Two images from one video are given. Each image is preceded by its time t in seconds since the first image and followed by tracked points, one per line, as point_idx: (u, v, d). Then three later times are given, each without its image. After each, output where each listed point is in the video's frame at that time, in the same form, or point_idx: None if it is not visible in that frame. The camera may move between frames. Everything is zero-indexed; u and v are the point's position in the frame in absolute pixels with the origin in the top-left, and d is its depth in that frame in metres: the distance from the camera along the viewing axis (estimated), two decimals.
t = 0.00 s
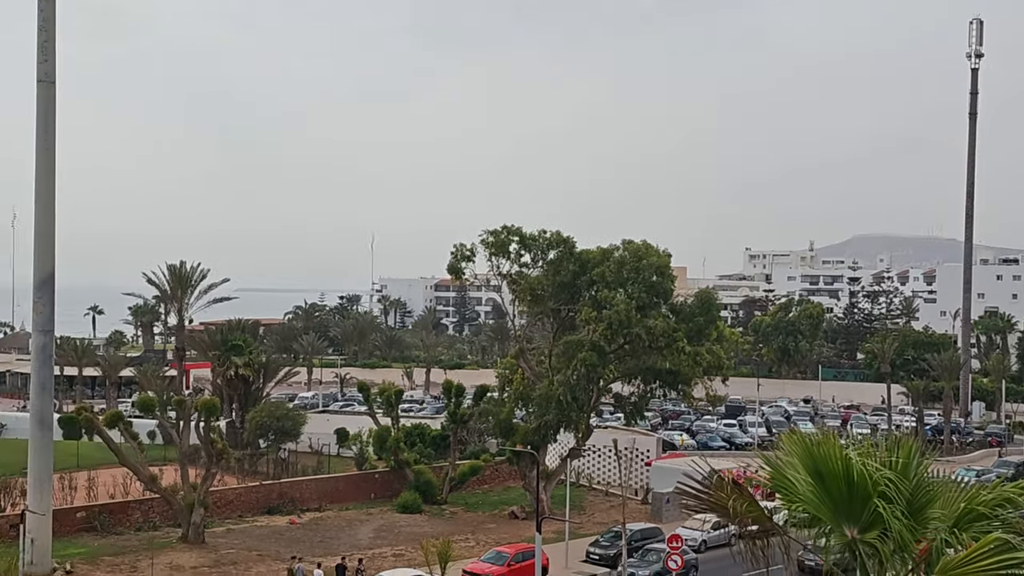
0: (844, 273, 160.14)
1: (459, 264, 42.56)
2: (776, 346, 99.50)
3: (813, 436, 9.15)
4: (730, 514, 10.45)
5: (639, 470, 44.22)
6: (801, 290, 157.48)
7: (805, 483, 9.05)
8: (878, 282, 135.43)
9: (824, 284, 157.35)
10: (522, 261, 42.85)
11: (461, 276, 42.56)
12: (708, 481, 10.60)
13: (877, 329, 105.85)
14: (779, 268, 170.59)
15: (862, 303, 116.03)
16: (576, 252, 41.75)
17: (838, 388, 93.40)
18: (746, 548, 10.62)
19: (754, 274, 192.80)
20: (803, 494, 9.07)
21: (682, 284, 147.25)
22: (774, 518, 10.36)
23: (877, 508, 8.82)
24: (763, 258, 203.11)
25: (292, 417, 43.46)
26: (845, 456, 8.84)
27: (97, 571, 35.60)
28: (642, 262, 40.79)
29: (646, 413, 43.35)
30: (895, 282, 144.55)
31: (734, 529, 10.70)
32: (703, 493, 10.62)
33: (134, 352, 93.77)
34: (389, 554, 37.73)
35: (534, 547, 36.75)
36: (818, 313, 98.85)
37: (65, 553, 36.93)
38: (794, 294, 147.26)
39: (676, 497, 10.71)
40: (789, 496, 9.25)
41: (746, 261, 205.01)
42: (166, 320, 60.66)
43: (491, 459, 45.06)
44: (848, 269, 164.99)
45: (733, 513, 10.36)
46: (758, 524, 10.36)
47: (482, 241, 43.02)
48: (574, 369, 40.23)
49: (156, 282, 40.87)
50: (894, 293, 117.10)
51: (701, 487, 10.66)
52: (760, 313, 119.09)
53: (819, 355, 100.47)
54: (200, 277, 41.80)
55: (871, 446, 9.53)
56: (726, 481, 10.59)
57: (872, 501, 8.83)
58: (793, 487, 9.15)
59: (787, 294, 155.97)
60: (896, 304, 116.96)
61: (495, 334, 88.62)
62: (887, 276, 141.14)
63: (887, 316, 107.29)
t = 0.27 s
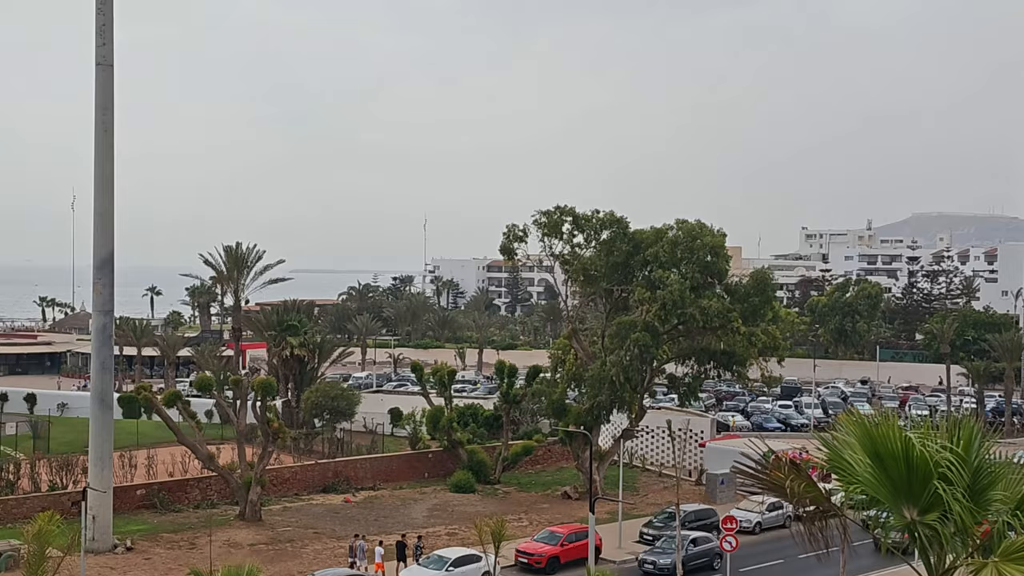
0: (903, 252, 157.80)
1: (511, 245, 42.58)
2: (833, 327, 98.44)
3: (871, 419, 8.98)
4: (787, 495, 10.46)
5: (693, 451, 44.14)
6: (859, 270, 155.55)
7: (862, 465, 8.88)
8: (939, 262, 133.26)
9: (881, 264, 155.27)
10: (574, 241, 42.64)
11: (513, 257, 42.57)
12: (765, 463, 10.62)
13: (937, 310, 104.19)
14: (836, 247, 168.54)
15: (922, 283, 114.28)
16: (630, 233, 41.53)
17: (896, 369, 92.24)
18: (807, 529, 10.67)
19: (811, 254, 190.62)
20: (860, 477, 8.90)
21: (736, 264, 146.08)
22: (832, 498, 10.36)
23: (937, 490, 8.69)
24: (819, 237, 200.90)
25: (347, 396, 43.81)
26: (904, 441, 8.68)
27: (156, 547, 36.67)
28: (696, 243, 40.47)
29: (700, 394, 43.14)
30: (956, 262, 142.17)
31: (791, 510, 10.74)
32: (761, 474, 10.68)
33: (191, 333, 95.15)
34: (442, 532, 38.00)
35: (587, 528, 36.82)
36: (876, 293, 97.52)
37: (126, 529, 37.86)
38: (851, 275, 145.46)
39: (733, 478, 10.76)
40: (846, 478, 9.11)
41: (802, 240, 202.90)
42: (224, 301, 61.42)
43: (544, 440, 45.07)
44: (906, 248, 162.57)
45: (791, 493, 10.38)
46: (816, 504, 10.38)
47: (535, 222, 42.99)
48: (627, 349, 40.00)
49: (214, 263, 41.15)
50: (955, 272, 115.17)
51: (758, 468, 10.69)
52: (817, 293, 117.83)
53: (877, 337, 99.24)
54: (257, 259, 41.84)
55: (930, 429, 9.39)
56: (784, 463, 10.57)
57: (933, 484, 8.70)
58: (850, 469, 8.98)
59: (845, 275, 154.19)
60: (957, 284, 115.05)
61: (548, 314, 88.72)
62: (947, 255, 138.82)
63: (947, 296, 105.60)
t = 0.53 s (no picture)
0: (959, 236, 155.38)
1: (561, 230, 42.48)
2: (887, 312, 97.28)
3: (926, 402, 7.91)
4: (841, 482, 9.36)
5: (744, 437, 43.89)
6: (915, 254, 153.48)
7: (918, 451, 7.81)
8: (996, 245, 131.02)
9: (937, 248, 153.05)
10: (624, 225, 42.52)
11: (563, 242, 42.49)
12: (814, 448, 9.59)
13: (994, 294, 102.48)
14: (891, 232, 166.32)
15: (979, 267, 112.44)
16: (681, 217, 41.43)
17: (952, 354, 90.95)
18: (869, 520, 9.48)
19: (865, 238, 188.34)
20: (915, 462, 7.84)
21: (789, 248, 144.68)
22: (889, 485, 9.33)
23: (997, 478, 7.61)
24: (873, 221, 198.53)
25: (396, 380, 44.03)
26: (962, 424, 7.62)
27: (211, 528, 37.22)
28: (748, 227, 40.19)
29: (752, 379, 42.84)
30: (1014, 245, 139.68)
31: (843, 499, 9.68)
32: (811, 460, 9.67)
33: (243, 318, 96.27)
34: (492, 516, 38.14)
35: (637, 512, 36.77)
36: (932, 277, 96.11)
37: (181, 510, 38.41)
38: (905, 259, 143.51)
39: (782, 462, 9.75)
40: (900, 464, 8.06)
41: (856, 224, 200.60)
42: (276, 285, 61.99)
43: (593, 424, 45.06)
44: (962, 232, 160.01)
45: (845, 480, 9.28)
46: (873, 491, 9.32)
47: (585, 206, 42.75)
48: (678, 333, 39.84)
49: (266, 248, 41.39)
50: (1014, 256, 113.16)
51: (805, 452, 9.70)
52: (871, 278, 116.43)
53: (934, 322, 97.85)
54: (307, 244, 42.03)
55: (993, 415, 8.29)
56: (839, 446, 9.46)
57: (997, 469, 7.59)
58: (904, 455, 7.93)
59: (901, 259, 152.24)
60: (1015, 269, 113.06)
61: (596, 299, 88.66)
62: (1006, 239, 136.44)
63: (1006, 281, 103.82)
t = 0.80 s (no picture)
0: None
1: (608, 214, 40.81)
2: (952, 300, 94.30)
3: (998, 394, 7.81)
4: (907, 475, 10.21)
5: (800, 431, 42.09)
6: (981, 241, 149.44)
7: (988, 446, 7.71)
8: None
9: (1005, 233, 148.76)
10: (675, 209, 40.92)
11: (610, 227, 40.77)
12: (879, 443, 10.32)
13: None
14: (951, 217, 162.18)
15: None
16: (734, 200, 39.65)
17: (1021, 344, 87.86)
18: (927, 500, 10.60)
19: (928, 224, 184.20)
20: (986, 457, 7.77)
21: (846, 234, 141.44)
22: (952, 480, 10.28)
23: None
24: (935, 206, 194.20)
25: (437, 371, 42.65)
26: None
27: (248, 522, 36.09)
28: (805, 210, 38.36)
29: (808, 370, 40.98)
30: None
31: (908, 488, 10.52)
32: (874, 454, 10.36)
33: (283, 306, 95.41)
34: (537, 512, 36.66)
35: (688, 508, 35.13)
36: (999, 263, 92.93)
37: (217, 504, 37.35)
38: (968, 246, 139.57)
39: (845, 458, 10.48)
40: (972, 457, 8.02)
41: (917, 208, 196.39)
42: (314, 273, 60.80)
43: (641, 417, 43.41)
44: None
45: (911, 474, 10.13)
46: (935, 485, 10.21)
47: (633, 189, 41.19)
48: (731, 322, 38.15)
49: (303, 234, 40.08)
50: None
51: (869, 448, 10.38)
52: (931, 265, 113.09)
53: (1000, 310, 94.66)
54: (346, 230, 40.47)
55: None
56: (902, 441, 10.28)
57: None
58: (974, 448, 7.87)
59: (964, 244, 148.37)
60: None
61: (645, 287, 86.92)
62: None
63: None
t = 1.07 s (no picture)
0: None
1: (659, 204, 39.31)
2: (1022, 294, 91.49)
3: None
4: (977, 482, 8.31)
5: (861, 431, 40.36)
6: None
7: None
8: None
9: None
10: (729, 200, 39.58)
11: (662, 218, 39.23)
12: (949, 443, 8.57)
13: None
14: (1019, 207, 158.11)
15: None
16: (792, 190, 38.09)
17: None
18: (1002, 526, 8.75)
19: (998, 212, 180.49)
20: None
21: (912, 225, 138.51)
22: None
23: None
24: (1008, 194, 190.52)
25: (482, 367, 40.65)
26: None
27: (288, 522, 34.98)
28: (866, 200, 36.64)
29: (870, 368, 39.21)
30: None
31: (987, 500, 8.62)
32: (937, 457, 8.46)
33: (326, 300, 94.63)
34: (586, 514, 35.22)
35: (744, 511, 33.57)
36: None
37: (257, 503, 36.30)
38: None
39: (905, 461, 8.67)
40: None
41: (988, 195, 193.20)
42: (356, 267, 59.65)
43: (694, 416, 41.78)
44: None
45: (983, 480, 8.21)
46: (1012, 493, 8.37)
47: (686, 179, 39.91)
48: (789, 317, 36.47)
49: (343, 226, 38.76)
50: None
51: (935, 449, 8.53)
52: (993, 258, 109.91)
53: None
54: (387, 222, 38.97)
55: None
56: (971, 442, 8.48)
57: None
58: None
59: None
60: None
61: (696, 281, 85.99)
62: None
63: None
